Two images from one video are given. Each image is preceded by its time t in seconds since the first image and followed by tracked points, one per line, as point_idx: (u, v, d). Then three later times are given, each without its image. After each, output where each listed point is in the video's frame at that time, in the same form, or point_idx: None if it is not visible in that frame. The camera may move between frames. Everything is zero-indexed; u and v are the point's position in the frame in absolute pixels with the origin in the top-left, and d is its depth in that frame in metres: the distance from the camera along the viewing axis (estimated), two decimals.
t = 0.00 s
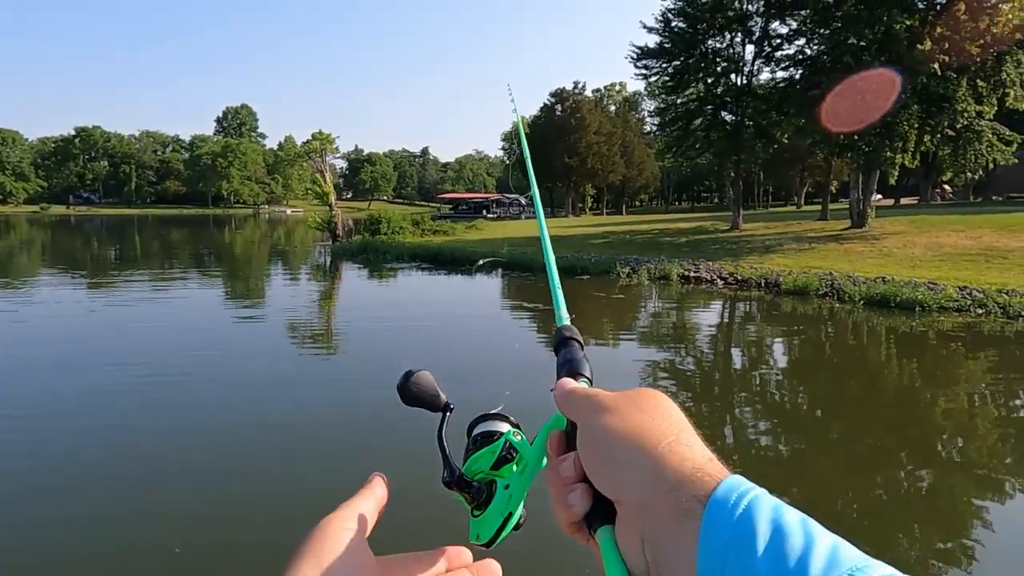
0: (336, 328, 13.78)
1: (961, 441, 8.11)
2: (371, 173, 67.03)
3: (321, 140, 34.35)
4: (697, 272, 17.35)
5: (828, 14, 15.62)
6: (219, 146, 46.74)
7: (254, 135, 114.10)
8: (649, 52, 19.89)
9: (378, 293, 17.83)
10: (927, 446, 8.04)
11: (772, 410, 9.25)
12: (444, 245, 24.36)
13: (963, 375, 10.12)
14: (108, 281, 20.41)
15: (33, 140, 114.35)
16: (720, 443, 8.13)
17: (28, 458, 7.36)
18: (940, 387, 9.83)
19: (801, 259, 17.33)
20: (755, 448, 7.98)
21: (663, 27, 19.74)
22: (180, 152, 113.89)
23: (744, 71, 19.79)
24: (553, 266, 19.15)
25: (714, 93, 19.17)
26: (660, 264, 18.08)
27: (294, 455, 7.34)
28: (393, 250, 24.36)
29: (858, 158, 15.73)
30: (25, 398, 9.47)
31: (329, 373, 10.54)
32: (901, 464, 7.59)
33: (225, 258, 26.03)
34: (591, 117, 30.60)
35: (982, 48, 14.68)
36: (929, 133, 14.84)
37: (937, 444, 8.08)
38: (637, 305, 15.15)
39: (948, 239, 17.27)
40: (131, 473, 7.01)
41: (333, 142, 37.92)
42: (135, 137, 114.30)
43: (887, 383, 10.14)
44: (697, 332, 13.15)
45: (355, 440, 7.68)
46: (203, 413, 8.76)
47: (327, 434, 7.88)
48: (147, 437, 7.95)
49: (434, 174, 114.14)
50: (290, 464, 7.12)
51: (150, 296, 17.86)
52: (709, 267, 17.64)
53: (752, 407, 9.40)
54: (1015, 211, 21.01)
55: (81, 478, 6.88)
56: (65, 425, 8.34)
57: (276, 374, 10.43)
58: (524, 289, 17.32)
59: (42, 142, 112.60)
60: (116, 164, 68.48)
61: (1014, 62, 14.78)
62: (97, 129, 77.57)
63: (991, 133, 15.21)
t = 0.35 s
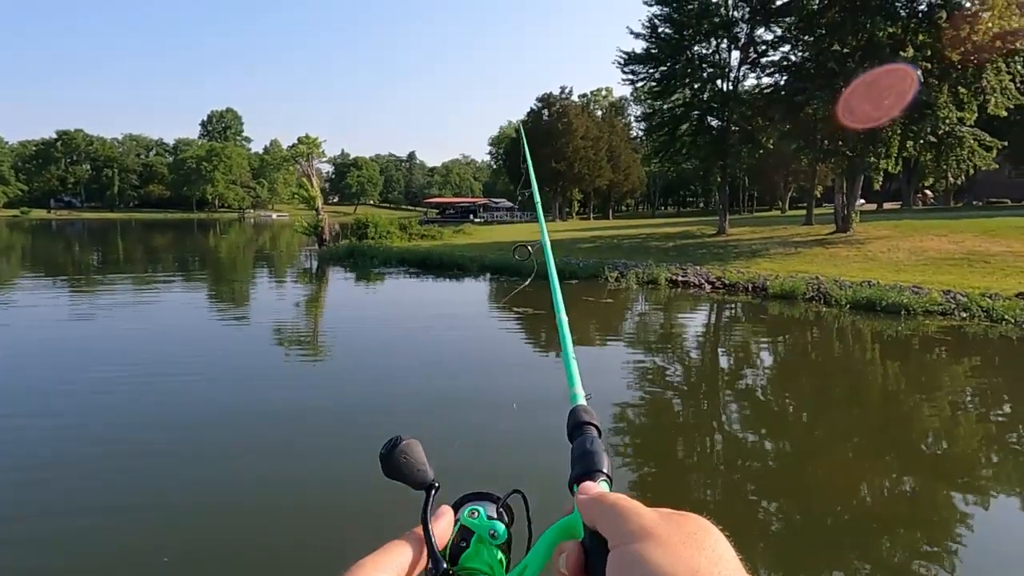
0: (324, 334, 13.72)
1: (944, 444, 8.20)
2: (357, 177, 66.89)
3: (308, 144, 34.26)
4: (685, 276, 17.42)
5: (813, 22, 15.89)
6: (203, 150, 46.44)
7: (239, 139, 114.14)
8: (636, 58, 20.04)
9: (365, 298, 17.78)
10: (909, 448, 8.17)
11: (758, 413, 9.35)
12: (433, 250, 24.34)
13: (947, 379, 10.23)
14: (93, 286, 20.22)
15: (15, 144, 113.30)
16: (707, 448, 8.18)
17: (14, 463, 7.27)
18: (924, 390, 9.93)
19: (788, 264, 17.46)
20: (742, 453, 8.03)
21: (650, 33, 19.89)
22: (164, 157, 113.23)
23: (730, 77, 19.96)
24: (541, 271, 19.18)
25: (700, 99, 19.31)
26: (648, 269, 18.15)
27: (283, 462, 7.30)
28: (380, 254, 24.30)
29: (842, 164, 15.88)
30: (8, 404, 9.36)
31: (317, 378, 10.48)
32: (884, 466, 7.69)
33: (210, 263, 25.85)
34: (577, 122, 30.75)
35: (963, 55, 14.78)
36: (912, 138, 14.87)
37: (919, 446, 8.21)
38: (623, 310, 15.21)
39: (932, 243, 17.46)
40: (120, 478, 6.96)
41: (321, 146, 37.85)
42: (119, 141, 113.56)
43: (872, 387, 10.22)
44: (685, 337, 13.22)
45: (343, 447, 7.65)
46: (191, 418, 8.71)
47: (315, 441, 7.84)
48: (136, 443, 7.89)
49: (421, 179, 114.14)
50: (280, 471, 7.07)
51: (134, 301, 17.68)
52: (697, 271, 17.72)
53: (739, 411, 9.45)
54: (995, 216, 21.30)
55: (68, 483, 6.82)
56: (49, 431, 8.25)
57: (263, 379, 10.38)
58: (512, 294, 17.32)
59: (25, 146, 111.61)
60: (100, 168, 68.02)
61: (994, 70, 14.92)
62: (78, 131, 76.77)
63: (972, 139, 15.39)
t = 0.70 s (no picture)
0: (310, 340, 13.64)
1: (926, 448, 8.28)
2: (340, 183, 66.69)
3: (291, 149, 34.13)
4: (671, 282, 17.51)
5: (794, 30, 16.12)
6: (184, 155, 46.08)
7: (221, 144, 113.99)
8: (620, 65, 20.20)
9: (350, 303, 17.71)
10: (892, 453, 8.22)
11: (743, 418, 9.39)
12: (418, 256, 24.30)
13: (927, 382, 10.36)
14: (73, 292, 19.98)
15: None
16: (692, 453, 8.20)
17: None
18: (905, 394, 10.03)
19: (773, 269, 17.61)
20: (727, 457, 8.07)
21: (634, 40, 20.07)
22: (144, 162, 112.31)
23: (714, 84, 20.14)
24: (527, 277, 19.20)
25: (684, 106, 19.48)
26: (634, 274, 18.24)
27: (271, 471, 7.22)
28: (365, 260, 24.22)
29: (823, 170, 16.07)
30: None
31: (304, 385, 10.41)
32: (868, 470, 7.73)
33: (191, 269, 25.61)
34: (561, 129, 30.88)
35: (941, 64, 15.01)
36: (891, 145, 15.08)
37: (902, 450, 8.27)
38: (608, 316, 15.27)
39: (912, 249, 17.68)
40: (105, 489, 6.85)
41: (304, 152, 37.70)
42: (99, 146, 112.60)
43: (854, 391, 10.30)
44: (670, 342, 13.29)
45: (329, 454, 7.61)
46: (177, 427, 8.61)
47: (301, 448, 7.79)
48: (121, 453, 7.77)
49: (405, 185, 114.15)
50: (267, 480, 6.99)
51: (115, 308, 17.48)
52: (682, 277, 17.82)
53: (724, 416, 9.50)
54: (973, 222, 21.63)
55: (51, 494, 6.70)
56: (31, 440, 8.15)
57: (249, 387, 10.28)
58: (498, 300, 17.33)
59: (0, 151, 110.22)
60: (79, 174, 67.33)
61: (970, 78, 15.12)
62: (57, 136, 75.99)
63: (950, 147, 15.61)
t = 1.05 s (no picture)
0: (296, 347, 13.56)
1: (908, 450, 8.40)
2: (323, 189, 66.47)
3: (275, 155, 33.98)
4: (658, 287, 17.62)
5: (778, 39, 16.40)
6: (164, 160, 45.64)
7: (202, 149, 114.12)
8: (606, 72, 20.36)
9: (336, 309, 17.66)
10: (877, 455, 8.33)
11: (730, 423, 9.47)
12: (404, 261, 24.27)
13: (909, 385, 10.51)
14: (54, 299, 19.74)
15: None
16: (679, 458, 8.25)
17: None
18: (888, 397, 10.17)
19: (758, 274, 17.77)
20: (714, 462, 8.13)
21: (619, 48, 20.25)
22: (124, 167, 111.36)
23: (698, 92, 20.35)
24: (513, 282, 19.22)
25: (669, 113, 19.65)
26: (621, 279, 18.34)
27: (264, 478, 7.18)
28: (350, 266, 24.14)
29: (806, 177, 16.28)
30: None
31: (292, 392, 10.35)
32: (853, 473, 7.83)
33: (172, 275, 25.35)
34: (546, 135, 31.01)
35: (920, 73, 15.22)
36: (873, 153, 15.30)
37: (886, 452, 8.39)
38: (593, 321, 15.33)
39: (894, 255, 17.94)
40: (97, 496, 6.79)
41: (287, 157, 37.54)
42: (78, 151, 111.51)
43: (837, 394, 10.43)
44: (656, 347, 13.38)
45: (318, 463, 7.59)
46: (166, 435, 8.52)
47: (290, 457, 7.76)
48: (110, 462, 7.69)
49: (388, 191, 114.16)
50: (260, 488, 6.96)
51: (96, 315, 17.27)
52: (669, 282, 17.94)
53: (710, 420, 9.58)
54: (951, 228, 21.97)
55: (40, 504, 6.60)
56: (17, 449, 8.05)
57: (237, 394, 10.21)
58: (484, 305, 17.35)
59: None
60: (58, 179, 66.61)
61: (949, 87, 15.28)
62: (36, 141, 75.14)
63: (930, 154, 15.85)
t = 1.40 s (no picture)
0: (282, 354, 13.46)
1: (891, 455, 8.48)
2: (307, 195, 66.24)
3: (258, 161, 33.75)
4: (645, 294, 17.68)
5: (761, 47, 16.46)
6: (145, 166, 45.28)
7: (184, 155, 114.17)
8: (591, 80, 20.45)
9: (322, 317, 17.55)
10: (859, 459, 8.42)
11: (715, 429, 9.51)
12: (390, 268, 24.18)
13: (893, 390, 10.62)
14: (34, 307, 19.45)
15: None
16: (664, 464, 8.28)
17: None
18: (872, 402, 10.26)
19: (744, 281, 17.89)
20: (699, 468, 8.17)
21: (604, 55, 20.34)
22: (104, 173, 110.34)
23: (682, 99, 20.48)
24: (499, 289, 19.20)
25: (654, 121, 19.76)
26: (608, 286, 18.39)
27: (249, 488, 7.12)
28: (336, 273, 24.03)
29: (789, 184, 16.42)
30: None
31: (280, 400, 10.26)
32: (837, 478, 7.90)
33: (154, 282, 25.12)
34: (530, 142, 31.10)
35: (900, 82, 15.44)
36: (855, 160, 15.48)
37: (868, 456, 8.48)
38: (578, 328, 15.36)
39: (876, 261, 18.14)
40: (82, 507, 6.69)
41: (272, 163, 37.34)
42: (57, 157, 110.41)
43: (821, 400, 10.51)
44: (642, 353, 13.42)
45: (302, 472, 7.52)
46: (151, 445, 8.42)
47: (276, 467, 7.69)
48: (94, 473, 7.58)
49: (372, 197, 114.17)
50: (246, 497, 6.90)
51: (78, 322, 17.05)
52: (656, 288, 18.02)
53: (696, 426, 9.62)
54: (931, 235, 22.28)
55: (24, 516, 6.50)
56: None
57: (223, 403, 10.10)
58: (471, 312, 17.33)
59: None
60: (38, 185, 65.88)
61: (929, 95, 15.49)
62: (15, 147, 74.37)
63: (910, 162, 16.10)
